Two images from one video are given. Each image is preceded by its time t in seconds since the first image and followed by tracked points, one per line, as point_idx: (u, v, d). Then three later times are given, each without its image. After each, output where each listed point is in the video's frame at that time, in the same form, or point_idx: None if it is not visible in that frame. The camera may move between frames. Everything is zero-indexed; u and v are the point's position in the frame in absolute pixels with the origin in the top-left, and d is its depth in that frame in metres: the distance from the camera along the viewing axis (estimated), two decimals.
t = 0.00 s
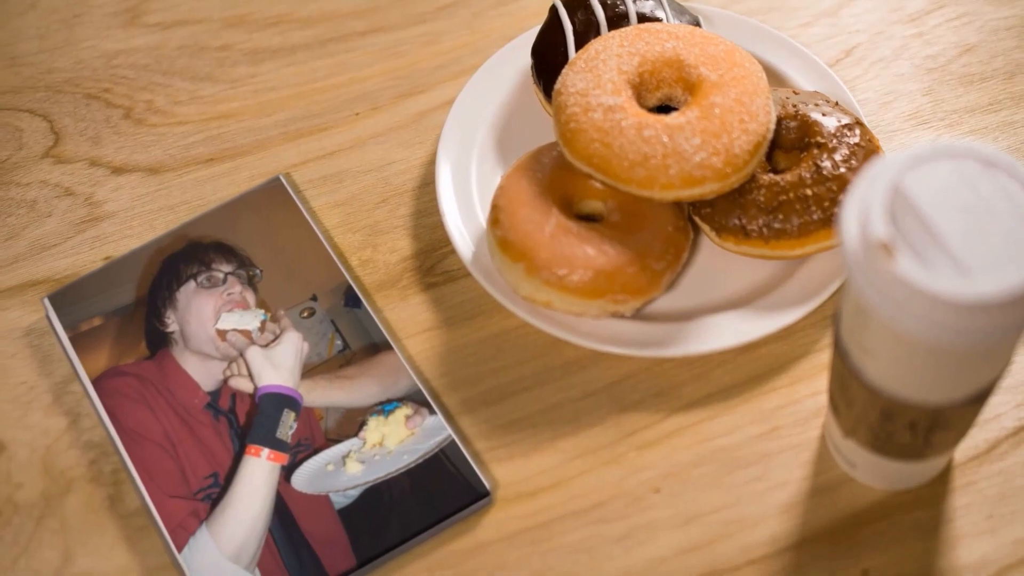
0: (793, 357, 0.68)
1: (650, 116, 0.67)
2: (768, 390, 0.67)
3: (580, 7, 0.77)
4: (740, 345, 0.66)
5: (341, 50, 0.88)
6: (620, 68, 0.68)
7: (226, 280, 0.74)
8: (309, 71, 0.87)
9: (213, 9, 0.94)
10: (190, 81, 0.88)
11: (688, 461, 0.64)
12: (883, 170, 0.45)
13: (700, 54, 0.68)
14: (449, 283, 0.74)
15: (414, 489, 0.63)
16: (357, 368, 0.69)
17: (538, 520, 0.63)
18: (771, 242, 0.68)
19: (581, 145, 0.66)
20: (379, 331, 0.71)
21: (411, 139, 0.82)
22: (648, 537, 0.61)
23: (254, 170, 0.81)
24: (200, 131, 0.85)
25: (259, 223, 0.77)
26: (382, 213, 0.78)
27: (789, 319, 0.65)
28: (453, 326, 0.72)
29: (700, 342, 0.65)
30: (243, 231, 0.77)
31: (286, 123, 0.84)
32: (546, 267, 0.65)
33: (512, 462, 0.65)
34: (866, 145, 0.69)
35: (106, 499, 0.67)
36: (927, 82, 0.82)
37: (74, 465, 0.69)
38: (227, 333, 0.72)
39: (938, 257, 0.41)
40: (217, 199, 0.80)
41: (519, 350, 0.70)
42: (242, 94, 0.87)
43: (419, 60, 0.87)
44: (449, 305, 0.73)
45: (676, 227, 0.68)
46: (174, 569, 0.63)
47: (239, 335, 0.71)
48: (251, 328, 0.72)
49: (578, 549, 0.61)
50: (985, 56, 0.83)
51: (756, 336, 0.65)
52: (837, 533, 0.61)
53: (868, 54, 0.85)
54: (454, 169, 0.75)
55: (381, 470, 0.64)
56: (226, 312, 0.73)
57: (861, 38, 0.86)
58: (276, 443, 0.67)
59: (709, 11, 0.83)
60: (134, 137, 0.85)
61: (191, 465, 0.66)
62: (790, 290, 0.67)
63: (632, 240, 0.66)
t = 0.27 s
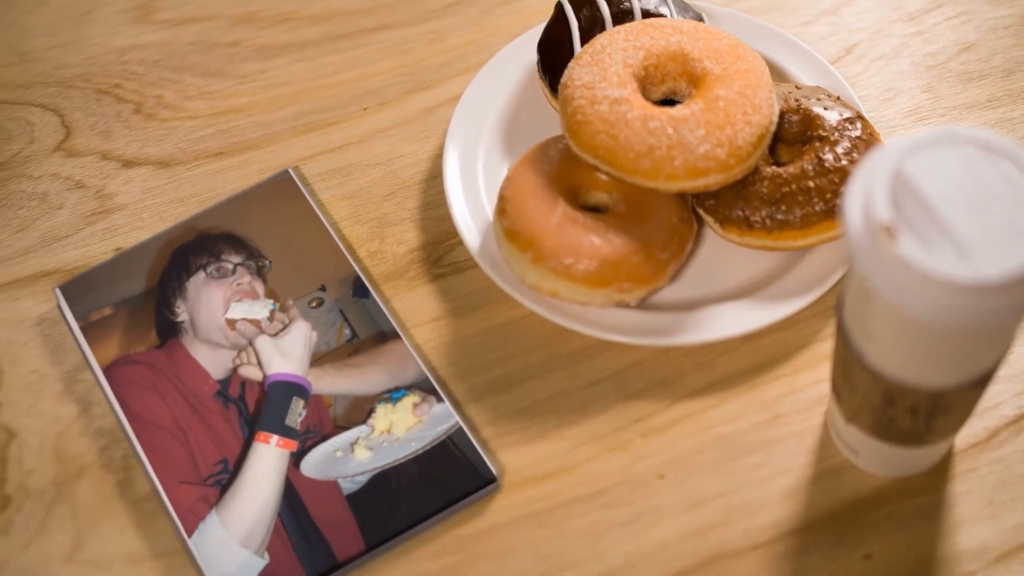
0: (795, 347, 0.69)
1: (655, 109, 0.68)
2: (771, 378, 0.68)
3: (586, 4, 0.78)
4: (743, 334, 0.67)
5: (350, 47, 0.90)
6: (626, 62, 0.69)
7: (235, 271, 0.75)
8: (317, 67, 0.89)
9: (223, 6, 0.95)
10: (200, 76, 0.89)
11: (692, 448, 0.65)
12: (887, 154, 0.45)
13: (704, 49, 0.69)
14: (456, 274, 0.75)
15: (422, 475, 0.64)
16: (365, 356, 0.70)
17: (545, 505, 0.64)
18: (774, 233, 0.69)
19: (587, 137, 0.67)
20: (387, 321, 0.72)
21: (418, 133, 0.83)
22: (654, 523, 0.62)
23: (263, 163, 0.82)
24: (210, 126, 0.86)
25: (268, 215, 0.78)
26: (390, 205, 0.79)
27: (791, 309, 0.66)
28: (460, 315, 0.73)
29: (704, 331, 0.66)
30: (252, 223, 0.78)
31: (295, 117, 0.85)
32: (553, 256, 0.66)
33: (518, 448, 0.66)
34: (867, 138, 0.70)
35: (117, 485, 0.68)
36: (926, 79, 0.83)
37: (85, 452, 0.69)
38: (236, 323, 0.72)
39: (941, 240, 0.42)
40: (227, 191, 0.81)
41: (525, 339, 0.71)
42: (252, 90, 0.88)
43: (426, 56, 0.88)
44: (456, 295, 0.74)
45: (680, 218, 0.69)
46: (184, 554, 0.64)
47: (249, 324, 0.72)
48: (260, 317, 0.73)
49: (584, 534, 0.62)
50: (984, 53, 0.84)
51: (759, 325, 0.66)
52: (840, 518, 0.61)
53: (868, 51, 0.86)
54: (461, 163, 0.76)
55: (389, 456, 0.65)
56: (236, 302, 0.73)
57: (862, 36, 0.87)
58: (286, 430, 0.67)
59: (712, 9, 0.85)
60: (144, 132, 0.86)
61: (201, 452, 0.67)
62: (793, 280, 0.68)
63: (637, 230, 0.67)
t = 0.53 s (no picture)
0: (797, 337, 0.70)
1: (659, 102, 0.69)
2: (773, 369, 0.68)
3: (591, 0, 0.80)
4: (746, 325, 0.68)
5: (356, 43, 0.91)
6: (631, 56, 0.70)
7: (243, 263, 0.76)
8: (324, 63, 0.90)
9: (230, 4, 0.96)
10: (208, 72, 0.90)
11: (696, 437, 0.66)
12: (889, 143, 0.45)
13: (708, 43, 0.71)
14: (463, 266, 0.76)
15: (429, 463, 0.65)
16: (372, 346, 0.70)
17: (550, 493, 0.64)
18: (776, 225, 0.69)
19: (593, 129, 0.68)
20: (394, 312, 0.72)
21: (424, 128, 0.84)
22: (658, 510, 0.63)
23: (270, 157, 0.83)
24: (217, 121, 0.87)
25: (275, 208, 0.79)
26: (396, 199, 0.80)
27: (794, 300, 0.67)
28: (466, 307, 0.73)
29: (708, 321, 0.67)
30: (260, 215, 0.78)
31: (302, 113, 0.86)
32: (558, 247, 0.67)
33: (524, 437, 0.67)
34: (869, 131, 0.71)
35: (126, 473, 0.68)
36: (926, 76, 0.84)
37: (94, 441, 0.70)
38: (244, 313, 0.73)
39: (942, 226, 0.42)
40: (235, 185, 0.82)
41: (530, 330, 0.72)
42: (259, 86, 0.89)
43: (432, 53, 0.89)
44: (462, 287, 0.74)
45: (684, 210, 0.70)
46: (193, 540, 0.64)
47: (257, 315, 0.73)
48: (267, 308, 0.73)
49: (589, 521, 0.63)
50: (983, 51, 0.85)
51: (762, 316, 0.67)
52: (842, 506, 0.62)
53: (869, 49, 0.87)
54: (467, 157, 0.77)
55: (396, 444, 0.66)
56: (244, 293, 0.74)
57: (863, 34, 0.88)
58: (293, 419, 0.68)
59: (714, 7, 0.86)
60: (153, 127, 0.87)
61: (209, 440, 0.68)
62: (795, 272, 0.69)
63: (642, 222, 0.68)
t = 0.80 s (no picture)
0: (799, 329, 0.71)
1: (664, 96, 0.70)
2: (776, 359, 0.69)
3: None
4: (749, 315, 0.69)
5: (364, 41, 0.92)
6: (636, 51, 0.71)
7: (251, 255, 0.76)
8: (332, 60, 0.91)
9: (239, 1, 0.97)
10: (217, 69, 0.92)
11: (700, 425, 0.67)
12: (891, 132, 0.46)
13: (712, 39, 0.72)
14: (469, 259, 0.76)
15: (436, 451, 0.65)
16: (380, 337, 0.71)
17: (556, 481, 0.65)
18: (779, 218, 0.70)
19: (598, 122, 0.69)
20: (401, 303, 0.73)
21: (431, 123, 0.85)
22: (662, 497, 0.64)
23: (278, 152, 0.84)
24: (226, 116, 0.88)
25: (284, 201, 0.79)
26: (403, 192, 0.81)
27: (797, 291, 0.68)
28: (472, 298, 0.74)
29: (712, 312, 0.68)
30: (269, 208, 0.79)
31: (310, 108, 0.87)
32: (564, 238, 0.68)
33: (529, 426, 0.68)
34: (870, 126, 0.72)
35: (135, 461, 0.69)
36: (926, 74, 0.85)
37: (104, 429, 0.71)
38: (253, 304, 0.74)
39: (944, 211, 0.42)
40: (244, 179, 0.83)
41: (535, 321, 0.73)
42: (267, 82, 0.90)
43: (438, 50, 0.90)
44: (469, 279, 0.75)
45: (689, 203, 0.70)
46: (202, 527, 0.65)
47: (265, 306, 0.74)
48: (276, 299, 0.74)
49: (594, 508, 0.64)
50: (982, 50, 0.86)
51: (766, 307, 0.68)
52: (844, 494, 0.63)
53: (869, 47, 0.88)
54: (473, 152, 0.78)
55: (403, 433, 0.66)
56: (252, 285, 0.75)
57: (863, 33, 0.89)
58: (302, 408, 0.69)
59: (717, 6, 0.87)
60: (162, 122, 0.88)
61: (218, 429, 0.68)
62: (798, 264, 0.70)
63: (647, 214, 0.69)
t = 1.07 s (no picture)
0: (801, 324, 0.71)
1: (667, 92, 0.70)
2: (778, 354, 0.70)
3: None
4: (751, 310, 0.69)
5: (368, 39, 0.93)
6: (639, 48, 0.72)
7: (256, 250, 0.77)
8: (336, 58, 0.91)
9: None
10: (222, 66, 0.92)
11: (702, 419, 0.67)
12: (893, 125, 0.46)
13: (714, 36, 0.72)
14: (473, 254, 0.77)
15: (440, 444, 0.66)
16: (384, 331, 0.72)
17: (559, 474, 0.65)
18: (780, 214, 0.71)
19: (601, 118, 0.69)
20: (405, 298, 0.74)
21: (435, 121, 0.85)
22: (665, 490, 0.64)
23: (282, 149, 0.85)
24: (231, 113, 0.88)
25: (288, 197, 0.80)
26: (407, 189, 0.81)
27: (798, 286, 0.69)
28: (476, 293, 0.75)
29: (714, 307, 0.68)
30: (273, 204, 0.80)
31: (314, 106, 0.88)
32: (568, 234, 0.68)
33: (533, 419, 0.68)
34: (871, 123, 0.72)
35: (141, 454, 0.69)
36: (926, 73, 0.86)
37: (109, 423, 0.71)
38: (258, 299, 0.74)
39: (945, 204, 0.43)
40: (249, 175, 0.84)
41: (539, 316, 0.73)
42: (272, 79, 0.90)
43: (441, 48, 0.91)
44: (472, 275, 0.76)
45: (691, 199, 0.71)
46: (207, 519, 0.65)
47: (270, 300, 0.74)
48: (280, 294, 0.74)
49: (597, 501, 0.64)
50: (982, 49, 0.87)
51: (767, 302, 0.68)
52: (846, 486, 0.63)
53: (870, 46, 0.89)
54: (477, 148, 0.78)
55: (407, 426, 0.67)
56: (257, 280, 0.75)
57: (864, 32, 0.90)
58: (306, 402, 0.69)
59: (718, 5, 0.88)
60: (167, 118, 0.89)
61: (223, 422, 0.68)
62: (799, 260, 0.71)
63: (650, 209, 0.69)
